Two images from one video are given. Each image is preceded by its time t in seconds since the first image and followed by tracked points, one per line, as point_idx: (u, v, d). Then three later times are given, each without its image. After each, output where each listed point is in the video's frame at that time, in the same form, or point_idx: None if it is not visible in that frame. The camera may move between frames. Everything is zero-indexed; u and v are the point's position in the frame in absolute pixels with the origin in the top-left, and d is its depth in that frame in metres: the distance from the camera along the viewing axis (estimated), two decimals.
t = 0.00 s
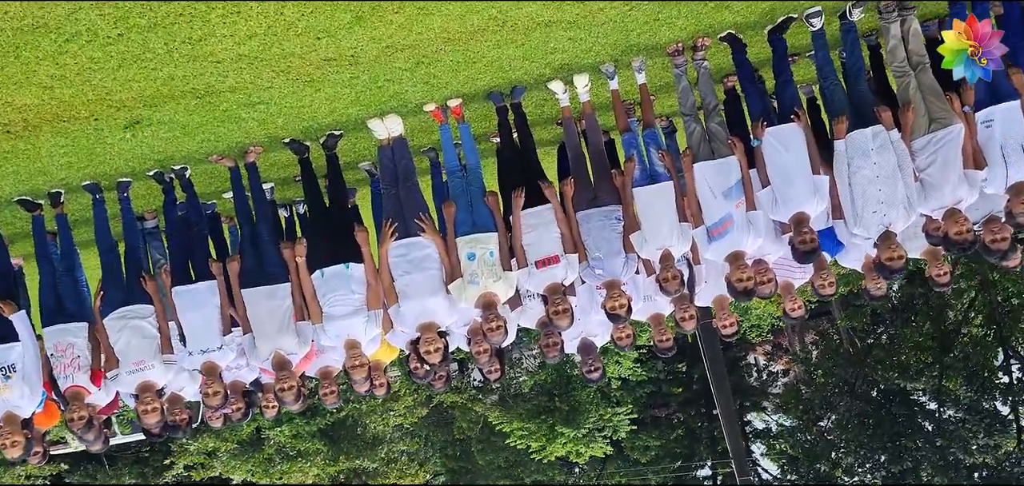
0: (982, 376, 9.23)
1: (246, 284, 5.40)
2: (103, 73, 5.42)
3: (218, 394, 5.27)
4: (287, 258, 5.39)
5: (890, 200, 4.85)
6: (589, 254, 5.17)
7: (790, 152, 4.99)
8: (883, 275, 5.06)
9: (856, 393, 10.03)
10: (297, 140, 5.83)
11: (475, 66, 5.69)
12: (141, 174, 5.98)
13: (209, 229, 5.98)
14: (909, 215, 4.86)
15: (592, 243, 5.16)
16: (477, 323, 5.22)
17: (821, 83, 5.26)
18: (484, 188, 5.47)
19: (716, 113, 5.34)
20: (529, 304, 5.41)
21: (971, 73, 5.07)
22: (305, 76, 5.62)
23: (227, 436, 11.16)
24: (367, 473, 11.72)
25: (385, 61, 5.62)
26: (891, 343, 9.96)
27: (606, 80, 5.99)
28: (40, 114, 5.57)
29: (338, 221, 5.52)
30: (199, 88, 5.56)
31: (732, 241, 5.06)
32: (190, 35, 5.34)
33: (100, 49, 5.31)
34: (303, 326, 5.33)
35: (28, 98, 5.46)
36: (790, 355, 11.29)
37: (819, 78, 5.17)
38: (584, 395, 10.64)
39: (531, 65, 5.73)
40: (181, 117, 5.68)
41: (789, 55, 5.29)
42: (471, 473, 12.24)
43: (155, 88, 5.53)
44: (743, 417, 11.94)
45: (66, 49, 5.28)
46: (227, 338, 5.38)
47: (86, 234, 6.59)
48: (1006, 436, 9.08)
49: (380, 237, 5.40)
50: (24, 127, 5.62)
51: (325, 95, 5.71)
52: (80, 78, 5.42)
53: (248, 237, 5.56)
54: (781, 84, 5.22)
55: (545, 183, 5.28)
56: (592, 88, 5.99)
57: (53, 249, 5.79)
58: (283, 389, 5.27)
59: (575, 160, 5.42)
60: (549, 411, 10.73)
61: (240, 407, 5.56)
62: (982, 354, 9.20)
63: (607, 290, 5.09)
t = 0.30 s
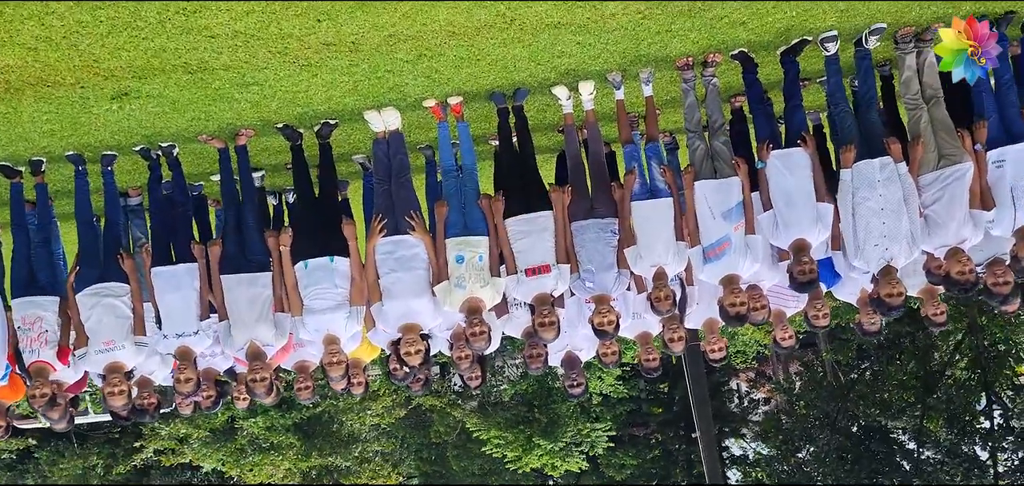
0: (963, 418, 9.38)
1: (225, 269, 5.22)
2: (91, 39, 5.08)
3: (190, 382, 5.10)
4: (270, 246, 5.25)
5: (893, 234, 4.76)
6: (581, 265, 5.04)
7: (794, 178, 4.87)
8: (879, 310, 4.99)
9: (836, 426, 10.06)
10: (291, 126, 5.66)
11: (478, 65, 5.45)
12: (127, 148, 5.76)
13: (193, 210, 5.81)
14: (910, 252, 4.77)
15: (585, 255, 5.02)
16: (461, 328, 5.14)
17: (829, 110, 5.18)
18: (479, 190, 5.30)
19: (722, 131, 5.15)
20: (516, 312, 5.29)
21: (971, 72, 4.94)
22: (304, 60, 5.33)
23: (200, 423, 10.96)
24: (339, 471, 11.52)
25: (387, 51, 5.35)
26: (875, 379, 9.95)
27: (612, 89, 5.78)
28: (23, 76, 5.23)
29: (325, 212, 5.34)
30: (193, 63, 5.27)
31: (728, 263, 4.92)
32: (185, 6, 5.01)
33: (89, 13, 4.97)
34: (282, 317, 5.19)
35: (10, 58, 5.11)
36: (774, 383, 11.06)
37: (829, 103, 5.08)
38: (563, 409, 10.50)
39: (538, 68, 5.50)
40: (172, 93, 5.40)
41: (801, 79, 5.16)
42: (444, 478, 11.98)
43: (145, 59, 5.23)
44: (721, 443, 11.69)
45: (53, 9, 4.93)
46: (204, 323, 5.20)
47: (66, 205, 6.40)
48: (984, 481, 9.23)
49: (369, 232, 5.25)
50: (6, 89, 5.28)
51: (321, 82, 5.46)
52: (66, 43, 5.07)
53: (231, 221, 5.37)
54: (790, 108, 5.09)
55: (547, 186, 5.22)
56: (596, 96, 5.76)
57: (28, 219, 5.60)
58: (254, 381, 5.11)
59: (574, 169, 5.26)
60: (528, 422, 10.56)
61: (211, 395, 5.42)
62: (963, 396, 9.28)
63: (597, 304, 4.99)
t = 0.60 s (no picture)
0: (940, 459, 9.32)
1: (204, 252, 5.01)
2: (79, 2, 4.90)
3: (160, 365, 4.90)
4: (251, 232, 5.15)
5: (893, 269, 4.65)
6: (570, 276, 4.91)
7: (796, 203, 4.75)
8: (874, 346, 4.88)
9: (814, 458, 10.05)
10: (283, 111, 5.50)
11: (480, 62, 5.29)
12: (113, 120, 5.58)
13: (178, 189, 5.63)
14: (909, 288, 4.66)
15: (575, 267, 4.89)
16: (442, 331, 4.99)
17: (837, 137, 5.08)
18: (472, 190, 5.16)
19: (726, 151, 5.03)
20: (501, 319, 5.17)
21: (970, 72, 4.67)
22: (300, 42, 5.17)
23: (173, 407, 10.71)
24: (312, 466, 11.28)
25: (387, 41, 5.19)
26: (856, 413, 9.85)
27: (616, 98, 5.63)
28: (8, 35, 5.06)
29: (312, 202, 5.18)
30: (184, 36, 5.09)
31: (722, 285, 4.78)
32: None
33: None
34: (258, 306, 5.03)
35: None
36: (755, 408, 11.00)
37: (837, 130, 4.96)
38: (542, 419, 10.34)
39: (542, 70, 5.34)
40: (161, 65, 5.23)
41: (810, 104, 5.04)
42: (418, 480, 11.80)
43: (136, 27, 5.04)
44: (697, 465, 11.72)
45: None
46: (178, 306, 5.00)
47: (47, 173, 6.20)
48: None
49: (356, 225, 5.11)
50: None
51: (317, 67, 5.30)
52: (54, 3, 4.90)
53: (214, 204, 5.19)
54: (797, 132, 4.96)
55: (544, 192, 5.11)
56: (600, 103, 5.60)
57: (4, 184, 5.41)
58: (225, 369, 4.97)
59: (572, 177, 5.11)
60: (505, 430, 10.38)
61: (181, 380, 5.14)
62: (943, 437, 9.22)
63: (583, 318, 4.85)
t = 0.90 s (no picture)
0: None
1: (184, 231, 4.86)
2: None
3: (131, 344, 4.70)
4: (237, 215, 5.02)
5: (893, 301, 4.51)
6: (562, 284, 4.79)
7: (799, 226, 4.60)
8: (868, 378, 4.75)
9: None
10: (278, 91, 5.31)
11: (484, 57, 5.15)
12: (103, 89, 5.39)
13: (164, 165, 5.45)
14: (909, 321, 4.53)
15: (568, 275, 4.76)
16: (426, 331, 4.85)
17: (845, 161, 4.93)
18: (466, 188, 5.02)
19: (731, 167, 4.88)
20: (488, 323, 5.08)
21: (970, 72, 4.65)
22: (300, 22, 5.09)
23: (152, 388, 10.47)
24: (287, 458, 11.03)
25: (388, 27, 5.11)
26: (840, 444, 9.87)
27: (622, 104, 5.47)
28: None
29: (301, 188, 5.00)
30: (180, 7, 5.04)
31: (716, 305, 4.64)
32: None
33: None
34: (237, 292, 4.89)
35: None
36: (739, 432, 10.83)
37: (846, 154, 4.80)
38: (524, 426, 10.18)
39: (548, 70, 5.19)
40: (153, 34, 5.13)
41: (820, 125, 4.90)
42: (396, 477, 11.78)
43: None
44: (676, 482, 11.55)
45: None
46: (154, 285, 4.84)
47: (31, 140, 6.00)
48: None
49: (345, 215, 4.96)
50: None
51: (316, 48, 5.18)
52: None
53: (200, 182, 5.03)
54: (805, 153, 4.82)
55: (541, 197, 4.93)
56: (605, 109, 5.43)
57: None
58: (198, 353, 4.79)
59: (571, 182, 4.97)
60: (486, 435, 10.20)
61: (154, 362, 4.95)
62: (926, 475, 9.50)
63: (573, 329, 4.71)
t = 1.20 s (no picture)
0: None
1: (171, 205, 4.69)
2: None
3: (104, 317, 4.49)
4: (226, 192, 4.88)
5: (897, 336, 4.35)
6: (557, 291, 4.63)
7: (807, 250, 4.44)
8: (864, 413, 4.57)
9: None
10: (279, 68, 5.14)
11: (495, 48, 4.98)
12: (98, 52, 5.20)
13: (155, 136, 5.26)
14: (911, 359, 4.36)
15: (565, 283, 4.60)
16: (412, 328, 4.66)
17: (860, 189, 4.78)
18: (466, 183, 4.84)
19: (740, 184, 4.72)
20: (475, 325, 4.88)
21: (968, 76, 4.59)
22: None
23: (133, 363, 9.80)
24: (264, 445, 10.66)
25: (397, 10, 4.94)
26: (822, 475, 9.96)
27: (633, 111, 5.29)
28: None
29: (295, 169, 4.83)
30: None
31: (715, 325, 4.47)
32: None
33: None
34: (220, 272, 4.70)
35: None
36: (721, 457, 10.67)
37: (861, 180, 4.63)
38: (506, 431, 10.01)
39: (559, 69, 5.03)
40: None
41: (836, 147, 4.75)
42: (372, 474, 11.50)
43: None
44: None
45: None
46: (133, 258, 4.66)
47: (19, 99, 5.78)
48: None
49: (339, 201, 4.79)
50: None
51: (320, 26, 5.02)
52: None
53: (191, 155, 4.86)
54: (818, 176, 4.66)
55: (542, 198, 4.79)
56: (615, 114, 5.27)
57: None
58: (173, 331, 4.56)
59: (574, 186, 4.80)
60: (467, 438, 10.02)
61: (129, 337, 4.76)
62: None
63: (565, 339, 4.53)
